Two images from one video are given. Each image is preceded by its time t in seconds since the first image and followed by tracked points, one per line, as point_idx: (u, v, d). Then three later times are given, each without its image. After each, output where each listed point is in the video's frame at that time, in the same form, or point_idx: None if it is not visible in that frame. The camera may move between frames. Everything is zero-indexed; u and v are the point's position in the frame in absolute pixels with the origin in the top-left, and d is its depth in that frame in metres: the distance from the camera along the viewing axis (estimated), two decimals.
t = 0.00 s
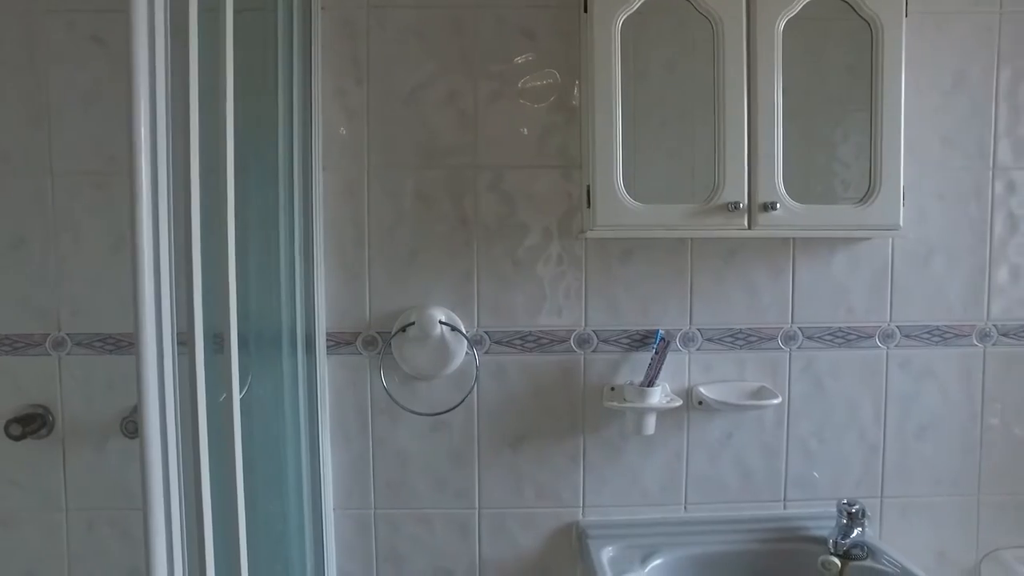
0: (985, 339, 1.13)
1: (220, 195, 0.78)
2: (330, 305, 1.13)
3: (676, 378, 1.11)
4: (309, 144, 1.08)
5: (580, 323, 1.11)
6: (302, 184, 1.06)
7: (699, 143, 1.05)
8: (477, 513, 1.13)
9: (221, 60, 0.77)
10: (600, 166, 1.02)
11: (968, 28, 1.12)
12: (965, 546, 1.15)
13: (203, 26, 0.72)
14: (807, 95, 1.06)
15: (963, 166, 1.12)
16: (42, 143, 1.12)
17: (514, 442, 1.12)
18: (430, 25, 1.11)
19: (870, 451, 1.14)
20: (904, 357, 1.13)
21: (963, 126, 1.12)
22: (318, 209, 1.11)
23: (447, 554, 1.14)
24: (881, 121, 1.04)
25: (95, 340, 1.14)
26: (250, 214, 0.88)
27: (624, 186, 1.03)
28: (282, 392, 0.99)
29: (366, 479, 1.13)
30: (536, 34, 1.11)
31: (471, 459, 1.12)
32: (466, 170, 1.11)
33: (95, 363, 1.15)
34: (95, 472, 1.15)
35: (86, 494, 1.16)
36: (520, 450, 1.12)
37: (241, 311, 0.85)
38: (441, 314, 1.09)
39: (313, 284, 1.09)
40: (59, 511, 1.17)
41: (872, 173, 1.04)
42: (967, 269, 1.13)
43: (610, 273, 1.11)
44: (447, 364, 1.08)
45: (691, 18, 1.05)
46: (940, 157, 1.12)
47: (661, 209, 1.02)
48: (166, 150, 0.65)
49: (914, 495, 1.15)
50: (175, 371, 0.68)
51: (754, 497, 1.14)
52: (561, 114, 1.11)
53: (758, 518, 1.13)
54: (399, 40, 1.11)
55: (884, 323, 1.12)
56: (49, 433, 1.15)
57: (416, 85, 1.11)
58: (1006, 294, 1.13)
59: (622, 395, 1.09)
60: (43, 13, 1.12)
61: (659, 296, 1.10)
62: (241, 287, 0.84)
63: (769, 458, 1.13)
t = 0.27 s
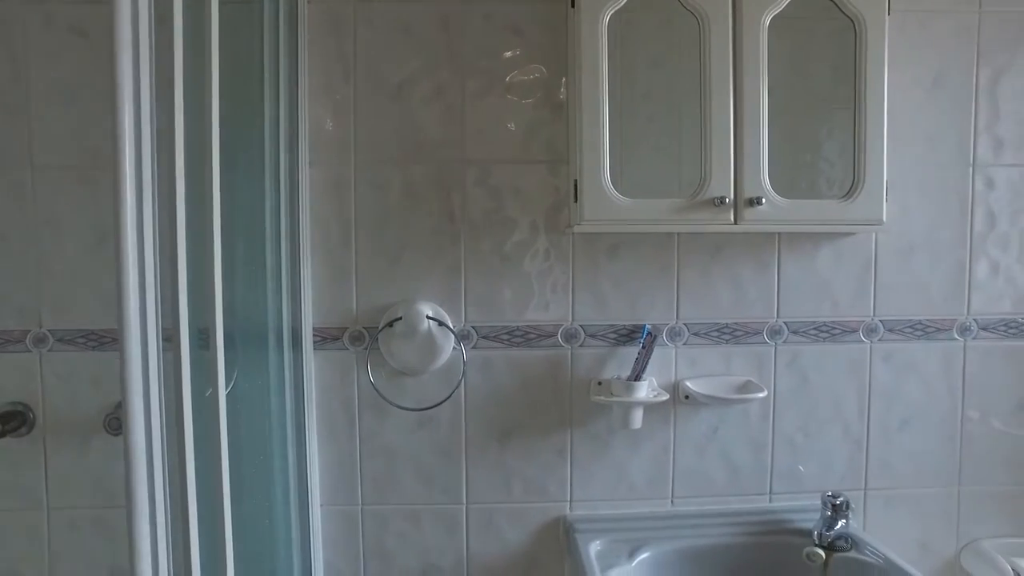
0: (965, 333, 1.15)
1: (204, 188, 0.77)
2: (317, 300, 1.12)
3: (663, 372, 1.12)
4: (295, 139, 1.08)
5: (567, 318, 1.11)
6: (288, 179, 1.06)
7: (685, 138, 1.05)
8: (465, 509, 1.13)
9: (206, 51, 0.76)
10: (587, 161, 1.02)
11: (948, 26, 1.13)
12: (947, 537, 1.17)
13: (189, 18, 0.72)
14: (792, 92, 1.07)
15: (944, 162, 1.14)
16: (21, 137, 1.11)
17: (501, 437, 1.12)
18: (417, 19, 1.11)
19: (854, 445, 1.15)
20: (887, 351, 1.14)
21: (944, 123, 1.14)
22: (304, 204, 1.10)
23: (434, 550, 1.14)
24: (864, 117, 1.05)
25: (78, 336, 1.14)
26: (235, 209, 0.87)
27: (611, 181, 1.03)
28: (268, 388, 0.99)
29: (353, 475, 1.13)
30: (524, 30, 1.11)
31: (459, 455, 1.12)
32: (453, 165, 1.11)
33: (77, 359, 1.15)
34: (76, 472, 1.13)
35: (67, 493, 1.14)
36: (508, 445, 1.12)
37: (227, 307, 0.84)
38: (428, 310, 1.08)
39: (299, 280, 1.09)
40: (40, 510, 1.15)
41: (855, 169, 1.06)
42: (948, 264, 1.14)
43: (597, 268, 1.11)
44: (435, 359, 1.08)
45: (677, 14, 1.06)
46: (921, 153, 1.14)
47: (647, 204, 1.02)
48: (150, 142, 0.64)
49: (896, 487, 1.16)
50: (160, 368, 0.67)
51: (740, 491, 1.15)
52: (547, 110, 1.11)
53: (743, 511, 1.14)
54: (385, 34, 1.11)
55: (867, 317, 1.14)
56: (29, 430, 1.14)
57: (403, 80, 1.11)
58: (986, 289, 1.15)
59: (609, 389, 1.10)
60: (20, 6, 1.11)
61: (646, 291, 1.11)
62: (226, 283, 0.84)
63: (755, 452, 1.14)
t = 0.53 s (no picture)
0: (949, 327, 1.16)
1: (189, 181, 0.76)
2: (303, 295, 1.11)
3: (651, 367, 1.12)
4: (282, 133, 1.07)
5: (555, 313, 1.11)
6: (274, 174, 1.05)
7: (673, 132, 1.05)
8: (453, 505, 1.12)
9: (190, 42, 0.75)
10: (575, 155, 1.02)
11: (932, 23, 1.14)
12: (931, 529, 1.18)
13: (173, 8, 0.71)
14: (779, 88, 1.08)
15: (928, 158, 1.15)
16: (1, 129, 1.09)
17: (490, 432, 1.12)
18: (404, 13, 1.10)
19: (840, 438, 1.16)
20: (872, 345, 1.15)
21: (928, 120, 1.15)
22: (291, 199, 1.09)
23: (422, 546, 1.13)
24: (850, 113, 1.06)
25: (62, 331, 1.07)
26: (221, 203, 0.86)
27: (599, 176, 1.03)
28: (255, 385, 0.98)
29: (340, 471, 1.12)
30: (512, 24, 1.11)
31: (447, 450, 1.12)
32: (441, 160, 1.10)
33: (62, 355, 1.10)
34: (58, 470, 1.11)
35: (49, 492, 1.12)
36: (496, 440, 1.12)
37: (212, 302, 0.83)
38: (415, 304, 1.08)
39: (286, 275, 1.08)
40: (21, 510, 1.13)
41: (841, 164, 1.06)
42: (932, 259, 1.15)
43: (585, 263, 1.11)
44: (422, 354, 1.08)
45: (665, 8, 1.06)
46: (905, 149, 1.15)
47: (635, 198, 1.02)
48: (132, 134, 0.63)
49: (882, 480, 1.17)
50: (144, 365, 0.67)
51: (727, 485, 1.15)
52: (535, 105, 1.11)
53: (731, 505, 1.15)
54: (372, 27, 1.10)
55: (853, 311, 1.14)
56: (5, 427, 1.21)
57: (390, 74, 1.10)
58: (969, 284, 1.16)
59: (597, 384, 1.10)
60: None
61: (634, 286, 1.11)
62: (212, 278, 0.83)
63: (742, 446, 1.15)
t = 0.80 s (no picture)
0: (934, 320, 1.17)
1: (174, 172, 0.74)
2: (289, 289, 1.10)
3: (639, 361, 1.12)
4: (267, 123, 1.06)
5: (543, 307, 1.11)
6: (259, 165, 1.03)
7: (661, 125, 1.05)
8: (441, 499, 1.12)
9: (173, 28, 0.73)
10: (563, 147, 1.02)
11: (918, 19, 1.15)
12: (916, 520, 1.19)
13: None
14: (767, 82, 1.08)
15: (913, 153, 1.16)
16: None
17: (478, 426, 1.11)
18: (392, 4, 1.09)
19: (827, 431, 1.17)
20: (859, 338, 1.16)
21: (912, 115, 1.16)
22: (277, 191, 1.08)
23: (410, 542, 1.13)
24: (837, 106, 1.06)
25: (42, 328, 1.10)
26: (205, 195, 0.84)
27: (586, 168, 1.03)
28: (239, 379, 0.96)
29: (327, 465, 1.11)
30: (500, 16, 1.11)
31: (434, 444, 1.11)
32: (429, 152, 1.10)
33: (42, 351, 1.10)
34: (37, 466, 1.09)
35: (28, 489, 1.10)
36: (484, 434, 1.11)
37: (196, 296, 0.81)
38: (403, 298, 1.07)
39: (271, 268, 1.07)
40: None
41: (828, 157, 1.07)
42: (917, 252, 1.16)
43: (573, 256, 1.11)
44: (410, 348, 1.07)
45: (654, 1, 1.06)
46: (892, 143, 1.15)
47: (623, 190, 1.02)
48: (115, 125, 0.61)
49: (868, 472, 1.18)
50: (126, 362, 0.64)
51: (715, 477, 1.16)
52: (523, 97, 1.11)
53: (719, 498, 1.15)
54: (359, 19, 1.09)
55: (840, 305, 1.15)
56: None
57: (377, 65, 1.09)
58: (953, 277, 1.17)
59: (585, 377, 1.09)
60: None
61: (623, 279, 1.11)
62: (195, 271, 0.81)
63: (730, 439, 1.15)
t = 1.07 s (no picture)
0: (919, 311, 1.18)
1: (158, 159, 0.72)
2: (276, 280, 1.09)
3: (628, 352, 1.12)
4: (253, 113, 1.04)
5: (531, 298, 1.10)
6: (244, 155, 1.02)
7: (649, 116, 1.06)
8: (429, 491, 1.11)
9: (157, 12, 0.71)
10: (550, 137, 1.01)
11: (903, 12, 1.16)
12: (901, 510, 1.21)
13: None
14: (754, 73, 1.09)
15: (898, 145, 1.17)
16: None
17: (466, 418, 1.11)
18: None
19: (814, 421, 1.17)
20: (845, 329, 1.17)
21: (897, 108, 1.17)
22: (263, 182, 1.07)
23: (398, 535, 1.12)
24: (823, 98, 1.07)
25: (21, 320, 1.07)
26: (190, 184, 0.83)
27: (574, 158, 1.03)
28: (225, 372, 0.95)
29: (314, 458, 1.10)
30: (488, 6, 1.10)
31: (422, 436, 1.11)
32: (416, 143, 1.09)
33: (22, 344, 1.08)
34: (17, 461, 1.08)
35: (9, 483, 1.09)
36: (472, 426, 1.11)
37: (180, 286, 0.80)
38: (390, 289, 1.07)
39: (257, 259, 1.06)
40: None
41: (814, 148, 1.08)
42: (903, 243, 1.17)
43: (562, 247, 1.11)
44: (397, 340, 1.06)
45: None
46: (877, 136, 1.16)
47: (611, 180, 1.02)
48: (95, 109, 0.59)
49: (854, 462, 1.19)
50: (108, 356, 0.62)
51: (703, 468, 1.16)
52: (511, 87, 1.10)
53: (708, 489, 1.16)
54: (346, 8, 1.08)
55: (826, 296, 1.16)
56: None
57: (365, 55, 1.09)
58: (938, 269, 1.18)
59: (574, 369, 1.09)
60: None
61: (611, 270, 1.11)
62: (179, 261, 0.79)
63: (718, 430, 1.16)
